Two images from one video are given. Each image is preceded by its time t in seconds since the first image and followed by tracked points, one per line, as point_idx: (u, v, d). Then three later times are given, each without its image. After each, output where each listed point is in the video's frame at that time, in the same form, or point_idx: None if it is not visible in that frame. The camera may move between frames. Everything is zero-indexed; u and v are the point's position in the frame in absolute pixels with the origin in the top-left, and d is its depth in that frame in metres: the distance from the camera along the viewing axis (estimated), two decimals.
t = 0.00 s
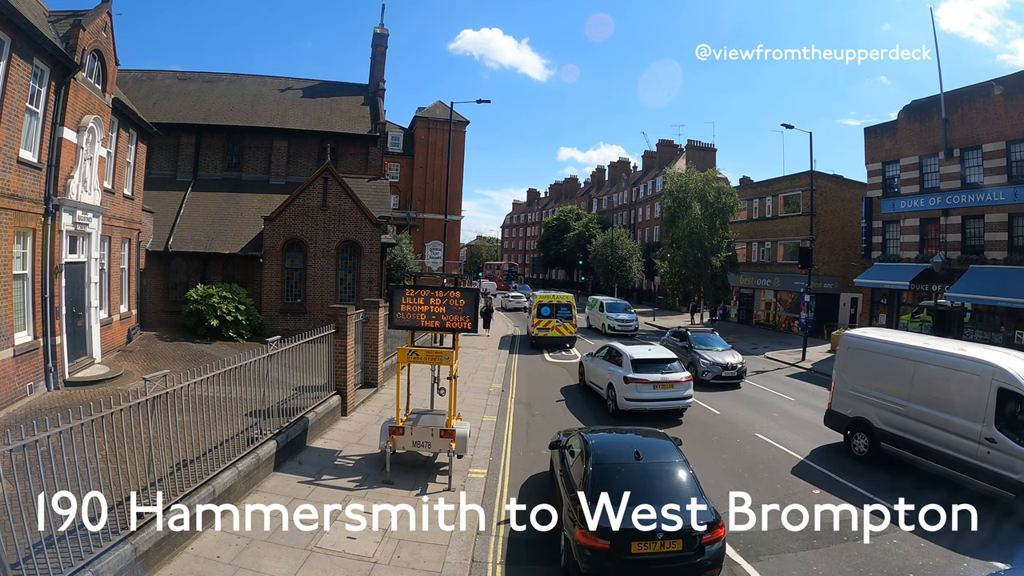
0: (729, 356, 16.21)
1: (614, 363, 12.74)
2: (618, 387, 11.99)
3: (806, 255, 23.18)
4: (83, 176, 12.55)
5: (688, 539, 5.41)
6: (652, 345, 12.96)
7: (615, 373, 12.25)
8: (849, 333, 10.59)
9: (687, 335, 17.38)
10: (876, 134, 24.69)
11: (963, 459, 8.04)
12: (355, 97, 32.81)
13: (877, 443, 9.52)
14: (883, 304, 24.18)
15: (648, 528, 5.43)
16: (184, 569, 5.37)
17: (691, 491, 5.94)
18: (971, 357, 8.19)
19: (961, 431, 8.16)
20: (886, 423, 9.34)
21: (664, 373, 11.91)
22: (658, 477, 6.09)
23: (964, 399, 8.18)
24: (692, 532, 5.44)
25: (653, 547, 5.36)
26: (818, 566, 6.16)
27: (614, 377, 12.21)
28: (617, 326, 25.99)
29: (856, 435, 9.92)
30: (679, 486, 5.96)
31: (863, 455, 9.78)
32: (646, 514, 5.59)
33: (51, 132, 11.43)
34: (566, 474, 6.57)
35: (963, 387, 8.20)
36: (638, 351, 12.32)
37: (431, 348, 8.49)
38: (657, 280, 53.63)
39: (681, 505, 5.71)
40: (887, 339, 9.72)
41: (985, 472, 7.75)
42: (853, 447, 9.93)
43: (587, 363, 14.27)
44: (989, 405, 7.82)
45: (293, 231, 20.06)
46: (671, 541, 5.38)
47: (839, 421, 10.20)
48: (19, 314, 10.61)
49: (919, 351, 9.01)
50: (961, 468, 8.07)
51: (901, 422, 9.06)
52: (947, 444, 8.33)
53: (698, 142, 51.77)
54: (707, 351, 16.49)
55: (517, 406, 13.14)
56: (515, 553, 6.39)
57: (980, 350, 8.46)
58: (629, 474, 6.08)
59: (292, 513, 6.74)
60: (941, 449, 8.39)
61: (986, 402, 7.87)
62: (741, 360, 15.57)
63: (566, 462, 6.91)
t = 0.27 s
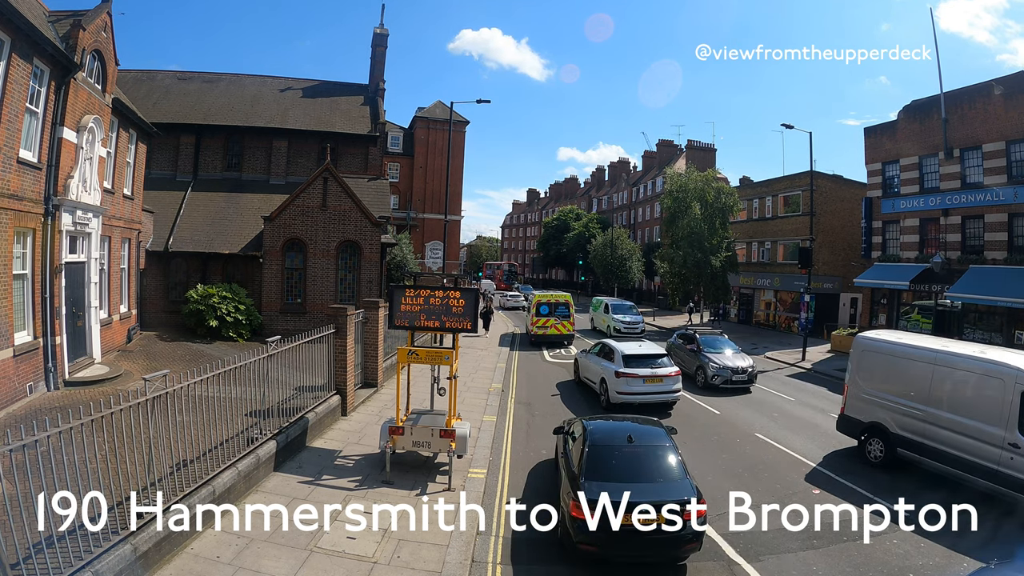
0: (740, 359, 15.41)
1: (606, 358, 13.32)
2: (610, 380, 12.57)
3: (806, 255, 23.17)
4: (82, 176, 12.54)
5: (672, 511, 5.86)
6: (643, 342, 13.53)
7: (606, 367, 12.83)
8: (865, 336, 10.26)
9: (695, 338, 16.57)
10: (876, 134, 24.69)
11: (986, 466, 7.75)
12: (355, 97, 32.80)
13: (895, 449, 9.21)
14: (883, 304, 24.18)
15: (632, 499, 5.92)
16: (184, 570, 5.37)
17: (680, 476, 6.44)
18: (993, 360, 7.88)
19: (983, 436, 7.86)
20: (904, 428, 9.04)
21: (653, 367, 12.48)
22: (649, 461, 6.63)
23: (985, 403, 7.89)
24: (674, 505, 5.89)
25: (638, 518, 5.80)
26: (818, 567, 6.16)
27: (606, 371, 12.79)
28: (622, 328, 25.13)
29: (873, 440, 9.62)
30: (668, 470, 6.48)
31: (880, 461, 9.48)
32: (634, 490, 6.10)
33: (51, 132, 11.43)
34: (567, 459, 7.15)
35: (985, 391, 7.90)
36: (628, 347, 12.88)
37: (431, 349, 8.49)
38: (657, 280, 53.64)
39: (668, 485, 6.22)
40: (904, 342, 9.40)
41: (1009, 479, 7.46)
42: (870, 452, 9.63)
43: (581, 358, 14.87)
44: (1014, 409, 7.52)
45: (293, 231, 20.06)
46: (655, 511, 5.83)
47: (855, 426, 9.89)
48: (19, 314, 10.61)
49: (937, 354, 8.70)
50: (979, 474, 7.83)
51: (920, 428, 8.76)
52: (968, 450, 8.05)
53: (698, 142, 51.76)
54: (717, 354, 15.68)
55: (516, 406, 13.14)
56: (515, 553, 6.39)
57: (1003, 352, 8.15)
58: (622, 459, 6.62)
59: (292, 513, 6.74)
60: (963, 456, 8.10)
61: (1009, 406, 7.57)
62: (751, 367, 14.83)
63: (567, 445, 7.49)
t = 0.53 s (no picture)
0: (750, 363, 14.78)
1: (598, 354, 14.09)
2: (601, 374, 13.33)
3: (806, 255, 23.18)
4: (82, 176, 12.54)
5: (659, 488, 6.49)
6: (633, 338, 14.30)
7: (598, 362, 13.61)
8: (881, 338, 9.88)
9: (704, 340, 15.92)
10: (875, 134, 24.69)
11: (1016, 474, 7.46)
12: (355, 97, 32.80)
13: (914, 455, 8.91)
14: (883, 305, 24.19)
15: (623, 476, 6.57)
16: (184, 569, 5.37)
17: (670, 456, 7.07)
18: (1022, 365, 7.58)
19: (1013, 443, 7.57)
20: (924, 433, 8.75)
21: (642, 362, 13.25)
22: (642, 444, 7.24)
23: (1014, 409, 7.60)
24: (661, 481, 6.52)
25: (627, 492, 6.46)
26: (817, 566, 6.17)
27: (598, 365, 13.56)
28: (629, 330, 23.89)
29: (890, 446, 9.31)
30: (658, 451, 7.11)
31: (900, 468, 9.15)
32: (627, 470, 6.71)
33: (51, 131, 11.43)
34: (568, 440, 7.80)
35: (1014, 396, 7.60)
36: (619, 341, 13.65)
37: (431, 348, 8.49)
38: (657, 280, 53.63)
39: (658, 465, 6.86)
40: (923, 345, 9.06)
41: None
42: (888, 460, 9.30)
43: (576, 354, 15.66)
44: None
45: (293, 231, 20.06)
46: (643, 487, 6.48)
47: (872, 432, 9.55)
48: (19, 313, 10.62)
49: (962, 357, 8.37)
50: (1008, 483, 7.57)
51: (943, 434, 8.45)
52: (996, 457, 7.75)
53: (698, 142, 51.75)
54: (726, 357, 15.02)
55: (516, 405, 13.14)
56: (515, 553, 6.39)
57: None
58: (617, 441, 7.24)
59: (292, 513, 6.74)
60: (991, 463, 7.81)
61: None
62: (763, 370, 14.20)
63: (568, 431, 8.09)
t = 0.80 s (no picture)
0: (758, 366, 14.30)
1: (591, 349, 14.74)
2: (592, 369, 13.98)
3: (806, 255, 23.16)
4: (82, 176, 12.54)
5: (651, 468, 7.06)
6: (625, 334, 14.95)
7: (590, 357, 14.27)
8: (903, 342, 9.57)
9: (711, 344, 15.40)
10: (876, 133, 24.68)
11: None
12: (355, 97, 32.80)
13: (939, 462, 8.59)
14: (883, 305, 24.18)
15: (618, 457, 7.13)
16: (184, 570, 5.37)
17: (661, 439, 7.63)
18: None
19: None
20: (948, 440, 8.44)
21: (632, 357, 13.88)
22: (636, 428, 7.80)
23: None
24: (653, 462, 7.09)
25: (622, 472, 7.03)
26: (817, 566, 6.16)
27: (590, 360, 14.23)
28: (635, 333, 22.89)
29: (912, 453, 8.99)
30: (653, 435, 7.66)
31: (921, 476, 8.85)
32: (622, 451, 7.28)
33: (51, 131, 11.43)
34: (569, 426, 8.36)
35: None
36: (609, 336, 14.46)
37: (431, 349, 8.48)
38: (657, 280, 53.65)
39: (651, 446, 7.41)
40: (949, 348, 8.76)
41: None
42: (909, 468, 9.00)
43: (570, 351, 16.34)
44: None
45: (293, 231, 20.06)
46: (636, 467, 7.06)
47: (892, 439, 9.24)
48: (19, 313, 10.61)
49: (991, 362, 8.08)
50: None
51: (968, 441, 8.16)
52: None
53: (698, 142, 51.75)
54: (734, 360, 14.54)
55: (516, 405, 13.14)
56: (515, 553, 6.39)
57: None
58: (614, 426, 7.79)
59: (292, 513, 6.75)
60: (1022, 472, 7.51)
61: None
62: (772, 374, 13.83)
63: (569, 417, 8.68)
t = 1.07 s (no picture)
0: (765, 368, 14.01)
1: (585, 346, 15.47)
2: (586, 364, 14.70)
3: (806, 255, 23.16)
4: (82, 176, 12.54)
5: (646, 453, 7.53)
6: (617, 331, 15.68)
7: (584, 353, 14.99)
8: (923, 345, 9.22)
9: (717, 345, 15.11)
10: (876, 133, 24.68)
11: None
12: (355, 97, 32.79)
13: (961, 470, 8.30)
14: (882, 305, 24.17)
15: (615, 443, 7.57)
16: (184, 569, 5.37)
17: (655, 428, 8.12)
18: None
19: None
20: (972, 447, 8.15)
21: (624, 353, 14.59)
22: (632, 417, 8.29)
23: None
24: (647, 448, 7.54)
25: (619, 457, 7.47)
26: (817, 566, 6.16)
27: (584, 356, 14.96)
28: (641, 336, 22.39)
29: (933, 460, 8.70)
30: (648, 424, 8.12)
31: (941, 483, 8.56)
32: (619, 437, 7.73)
33: (51, 131, 11.43)
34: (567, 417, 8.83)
35: None
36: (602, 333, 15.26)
37: (431, 349, 8.48)
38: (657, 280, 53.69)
39: (646, 434, 7.88)
40: (973, 353, 8.41)
41: None
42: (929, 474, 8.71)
43: (566, 347, 17.08)
44: None
45: (293, 231, 20.06)
46: (633, 452, 7.51)
47: (911, 446, 8.92)
48: (19, 313, 10.61)
49: (1016, 366, 7.79)
50: None
51: (993, 448, 7.87)
52: None
53: (698, 142, 51.75)
54: (740, 362, 14.25)
55: (516, 405, 13.15)
56: (515, 552, 6.39)
57: None
58: (612, 415, 8.27)
59: (292, 513, 6.75)
60: None
61: None
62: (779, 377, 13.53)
63: (568, 408, 9.14)
